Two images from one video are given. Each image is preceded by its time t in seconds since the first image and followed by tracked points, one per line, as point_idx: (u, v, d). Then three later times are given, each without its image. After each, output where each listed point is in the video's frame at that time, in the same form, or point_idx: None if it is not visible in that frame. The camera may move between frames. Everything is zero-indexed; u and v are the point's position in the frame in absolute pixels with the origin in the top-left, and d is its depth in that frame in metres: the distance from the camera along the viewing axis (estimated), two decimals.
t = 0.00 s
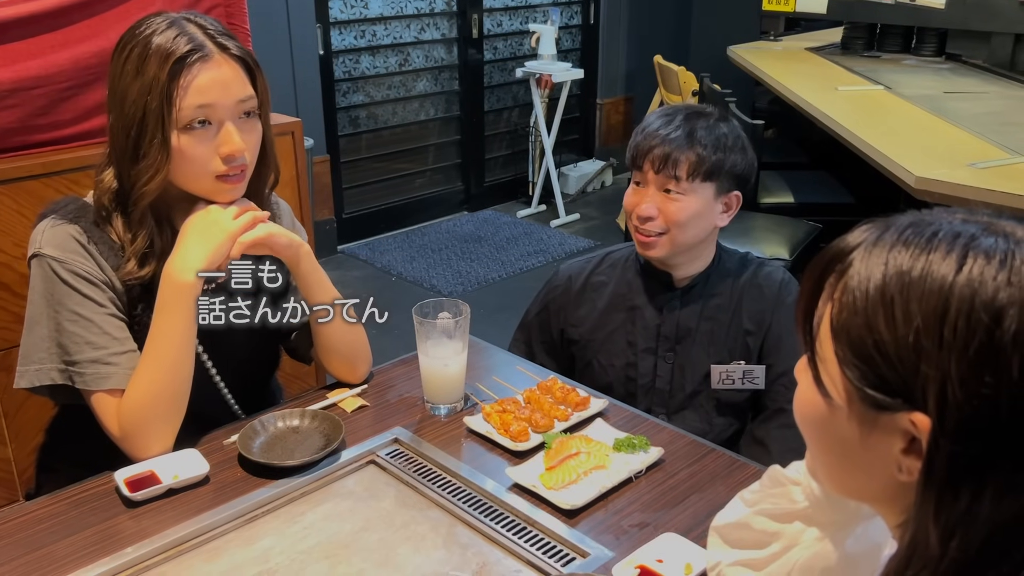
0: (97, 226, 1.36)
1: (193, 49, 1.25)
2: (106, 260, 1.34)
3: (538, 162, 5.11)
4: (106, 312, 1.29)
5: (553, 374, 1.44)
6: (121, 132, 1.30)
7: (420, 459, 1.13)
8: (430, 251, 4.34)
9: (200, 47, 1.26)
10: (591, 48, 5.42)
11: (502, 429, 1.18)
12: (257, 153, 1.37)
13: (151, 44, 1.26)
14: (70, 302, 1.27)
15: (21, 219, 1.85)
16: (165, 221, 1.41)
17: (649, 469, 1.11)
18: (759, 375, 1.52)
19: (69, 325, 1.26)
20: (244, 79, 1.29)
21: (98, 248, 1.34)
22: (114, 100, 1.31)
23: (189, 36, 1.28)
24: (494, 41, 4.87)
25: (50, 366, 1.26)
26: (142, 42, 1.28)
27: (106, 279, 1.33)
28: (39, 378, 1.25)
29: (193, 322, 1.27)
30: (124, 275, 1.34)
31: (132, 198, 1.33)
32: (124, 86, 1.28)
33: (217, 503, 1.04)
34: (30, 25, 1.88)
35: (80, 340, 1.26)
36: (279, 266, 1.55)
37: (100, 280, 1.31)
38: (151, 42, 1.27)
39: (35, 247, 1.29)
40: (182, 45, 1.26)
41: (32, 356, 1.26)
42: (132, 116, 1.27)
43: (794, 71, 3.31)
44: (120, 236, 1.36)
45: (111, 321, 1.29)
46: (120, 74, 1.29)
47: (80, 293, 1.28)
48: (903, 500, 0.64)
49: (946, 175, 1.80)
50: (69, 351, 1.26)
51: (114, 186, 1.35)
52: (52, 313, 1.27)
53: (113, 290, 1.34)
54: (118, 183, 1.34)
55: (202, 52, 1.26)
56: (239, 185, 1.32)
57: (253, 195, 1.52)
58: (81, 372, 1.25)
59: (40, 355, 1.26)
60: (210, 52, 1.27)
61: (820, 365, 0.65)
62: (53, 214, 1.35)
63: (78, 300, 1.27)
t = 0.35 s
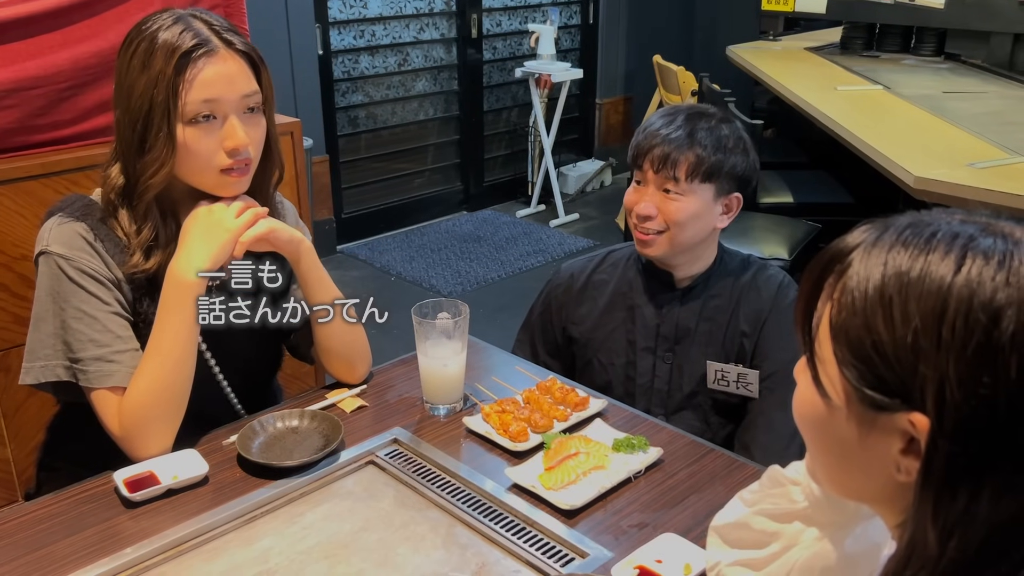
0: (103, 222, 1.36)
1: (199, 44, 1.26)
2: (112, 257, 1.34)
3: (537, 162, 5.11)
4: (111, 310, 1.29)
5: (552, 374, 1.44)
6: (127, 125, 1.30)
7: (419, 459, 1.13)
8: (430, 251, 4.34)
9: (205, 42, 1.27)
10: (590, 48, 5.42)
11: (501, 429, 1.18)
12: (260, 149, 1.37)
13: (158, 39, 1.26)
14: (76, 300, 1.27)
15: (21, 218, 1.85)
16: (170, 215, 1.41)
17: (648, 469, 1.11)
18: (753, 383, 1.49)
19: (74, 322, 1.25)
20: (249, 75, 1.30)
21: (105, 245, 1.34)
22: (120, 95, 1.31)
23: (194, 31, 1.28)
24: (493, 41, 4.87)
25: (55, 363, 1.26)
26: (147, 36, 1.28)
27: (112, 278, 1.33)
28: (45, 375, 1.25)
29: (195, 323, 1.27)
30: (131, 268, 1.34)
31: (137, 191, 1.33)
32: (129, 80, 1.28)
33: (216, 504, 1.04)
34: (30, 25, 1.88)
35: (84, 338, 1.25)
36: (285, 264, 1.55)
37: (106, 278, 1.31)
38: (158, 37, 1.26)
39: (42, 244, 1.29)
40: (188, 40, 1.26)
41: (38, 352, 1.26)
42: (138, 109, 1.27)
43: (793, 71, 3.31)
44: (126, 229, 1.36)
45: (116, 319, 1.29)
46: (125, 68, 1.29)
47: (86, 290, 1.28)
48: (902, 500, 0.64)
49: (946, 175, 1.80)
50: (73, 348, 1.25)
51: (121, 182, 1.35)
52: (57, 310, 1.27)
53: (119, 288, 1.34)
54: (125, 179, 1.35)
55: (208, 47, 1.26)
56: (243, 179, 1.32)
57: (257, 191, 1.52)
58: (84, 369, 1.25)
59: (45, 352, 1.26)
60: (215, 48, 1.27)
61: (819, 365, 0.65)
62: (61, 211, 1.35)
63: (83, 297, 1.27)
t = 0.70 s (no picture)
0: (99, 223, 1.36)
1: (198, 43, 1.25)
2: (109, 258, 1.34)
3: (536, 161, 5.11)
4: (108, 310, 1.29)
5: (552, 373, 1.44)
6: (126, 124, 1.29)
7: (419, 459, 1.13)
8: (429, 250, 4.34)
9: (205, 41, 1.26)
10: (590, 48, 5.42)
11: (501, 428, 1.18)
12: (258, 148, 1.37)
13: (157, 37, 1.26)
14: (73, 300, 1.27)
15: (20, 218, 1.85)
16: (167, 216, 1.41)
17: (647, 468, 1.11)
18: (756, 378, 1.49)
19: (71, 323, 1.26)
20: (248, 75, 1.30)
21: (101, 246, 1.33)
22: (119, 93, 1.30)
23: (193, 31, 1.27)
24: (493, 40, 4.86)
25: (53, 364, 1.26)
26: (146, 35, 1.27)
27: (109, 278, 1.33)
28: (42, 377, 1.25)
29: (194, 321, 1.27)
30: (128, 268, 1.34)
31: (135, 190, 1.33)
32: (128, 79, 1.28)
33: (215, 503, 1.04)
34: (29, 25, 1.88)
35: (82, 339, 1.25)
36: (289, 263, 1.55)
37: (103, 279, 1.31)
38: (157, 36, 1.26)
39: (38, 245, 1.29)
40: (188, 39, 1.25)
41: (35, 353, 1.26)
42: (137, 108, 1.27)
43: (793, 70, 3.31)
44: (123, 230, 1.36)
45: (113, 320, 1.29)
46: (124, 66, 1.29)
47: (83, 291, 1.28)
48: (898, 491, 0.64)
49: (945, 174, 1.80)
50: (71, 349, 1.25)
51: (120, 182, 1.35)
52: (54, 312, 1.27)
53: (116, 289, 1.34)
54: (122, 179, 1.35)
55: (207, 46, 1.26)
56: (242, 177, 1.32)
57: (255, 191, 1.52)
58: (82, 370, 1.24)
59: (42, 353, 1.26)
60: (215, 47, 1.27)
61: (809, 353, 0.65)
62: (57, 213, 1.35)
63: (80, 298, 1.27)
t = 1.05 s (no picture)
0: (90, 222, 1.35)
1: (205, 54, 1.25)
2: (100, 258, 1.34)
3: (536, 161, 5.10)
4: (102, 311, 1.29)
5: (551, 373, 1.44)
6: (121, 123, 1.28)
7: (419, 459, 1.12)
8: (429, 250, 4.34)
9: (211, 53, 1.26)
10: (589, 48, 5.42)
11: (500, 428, 1.18)
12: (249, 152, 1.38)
13: (164, 39, 1.26)
14: (66, 302, 1.27)
15: (19, 218, 1.85)
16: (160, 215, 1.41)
17: (646, 468, 1.11)
18: (757, 374, 1.50)
19: (66, 326, 1.26)
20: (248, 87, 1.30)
21: (92, 246, 1.33)
22: (116, 94, 1.29)
23: (199, 39, 1.27)
24: (493, 40, 4.86)
25: (50, 367, 1.26)
26: (151, 38, 1.26)
27: (100, 278, 1.33)
28: (39, 380, 1.25)
29: (190, 323, 1.27)
30: (117, 263, 1.34)
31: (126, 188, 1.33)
32: (127, 81, 1.27)
33: (215, 503, 1.04)
34: (28, 25, 1.88)
35: (76, 341, 1.25)
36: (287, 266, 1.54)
37: (95, 279, 1.31)
38: (164, 37, 1.26)
39: (29, 249, 1.29)
40: (195, 48, 1.25)
41: (31, 358, 1.26)
42: (134, 110, 1.26)
43: (792, 70, 3.32)
44: (112, 226, 1.35)
45: (107, 320, 1.29)
46: (123, 68, 1.28)
47: (76, 293, 1.28)
48: (898, 500, 0.64)
49: (945, 173, 1.80)
50: (67, 352, 1.25)
51: (110, 179, 1.35)
52: (49, 315, 1.27)
53: (108, 287, 1.34)
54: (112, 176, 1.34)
55: (213, 56, 1.26)
56: (230, 184, 1.32)
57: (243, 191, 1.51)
58: (79, 372, 1.24)
59: (38, 357, 1.26)
60: (220, 58, 1.27)
61: (813, 361, 0.65)
62: (47, 215, 1.35)
63: (73, 300, 1.27)
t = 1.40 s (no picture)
0: (91, 223, 1.36)
1: (207, 53, 1.25)
2: (102, 258, 1.34)
3: (536, 161, 5.10)
4: (102, 311, 1.29)
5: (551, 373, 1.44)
6: (127, 126, 1.29)
7: (419, 458, 1.12)
8: (429, 250, 4.34)
9: (214, 50, 1.26)
10: (589, 47, 5.41)
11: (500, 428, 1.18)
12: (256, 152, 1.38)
13: (165, 41, 1.26)
14: (67, 302, 1.27)
15: (19, 218, 1.85)
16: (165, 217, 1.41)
17: (646, 467, 1.11)
18: (758, 373, 1.50)
19: (66, 325, 1.26)
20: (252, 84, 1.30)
21: (93, 246, 1.33)
22: (122, 95, 1.29)
23: (202, 37, 1.27)
24: (492, 40, 4.86)
25: (50, 366, 1.26)
26: (156, 37, 1.27)
27: (102, 278, 1.32)
28: (40, 379, 1.25)
29: (191, 323, 1.27)
30: (125, 266, 1.34)
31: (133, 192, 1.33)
32: (134, 81, 1.27)
33: (214, 503, 1.04)
34: (27, 25, 1.88)
35: (76, 340, 1.25)
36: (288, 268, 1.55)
37: (96, 279, 1.31)
38: (165, 39, 1.26)
39: (31, 248, 1.29)
40: (196, 47, 1.25)
41: (31, 356, 1.26)
42: (139, 112, 1.26)
43: (792, 70, 3.31)
44: (118, 230, 1.36)
45: (108, 321, 1.28)
46: (129, 69, 1.28)
47: (76, 293, 1.28)
48: (910, 494, 0.63)
49: (945, 173, 1.80)
50: (67, 352, 1.25)
51: (116, 181, 1.35)
52: (50, 314, 1.27)
53: (109, 289, 1.33)
54: (119, 179, 1.34)
55: (217, 55, 1.26)
56: (236, 186, 1.33)
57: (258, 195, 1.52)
58: (79, 372, 1.25)
59: (39, 356, 1.26)
60: (223, 55, 1.27)
61: (820, 359, 0.65)
62: (48, 214, 1.35)
63: (74, 300, 1.27)
